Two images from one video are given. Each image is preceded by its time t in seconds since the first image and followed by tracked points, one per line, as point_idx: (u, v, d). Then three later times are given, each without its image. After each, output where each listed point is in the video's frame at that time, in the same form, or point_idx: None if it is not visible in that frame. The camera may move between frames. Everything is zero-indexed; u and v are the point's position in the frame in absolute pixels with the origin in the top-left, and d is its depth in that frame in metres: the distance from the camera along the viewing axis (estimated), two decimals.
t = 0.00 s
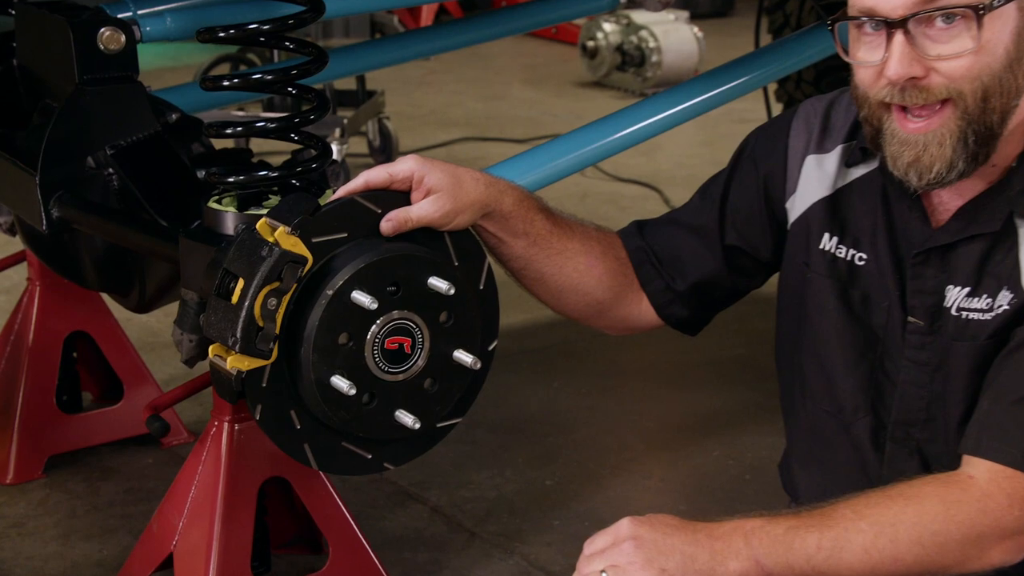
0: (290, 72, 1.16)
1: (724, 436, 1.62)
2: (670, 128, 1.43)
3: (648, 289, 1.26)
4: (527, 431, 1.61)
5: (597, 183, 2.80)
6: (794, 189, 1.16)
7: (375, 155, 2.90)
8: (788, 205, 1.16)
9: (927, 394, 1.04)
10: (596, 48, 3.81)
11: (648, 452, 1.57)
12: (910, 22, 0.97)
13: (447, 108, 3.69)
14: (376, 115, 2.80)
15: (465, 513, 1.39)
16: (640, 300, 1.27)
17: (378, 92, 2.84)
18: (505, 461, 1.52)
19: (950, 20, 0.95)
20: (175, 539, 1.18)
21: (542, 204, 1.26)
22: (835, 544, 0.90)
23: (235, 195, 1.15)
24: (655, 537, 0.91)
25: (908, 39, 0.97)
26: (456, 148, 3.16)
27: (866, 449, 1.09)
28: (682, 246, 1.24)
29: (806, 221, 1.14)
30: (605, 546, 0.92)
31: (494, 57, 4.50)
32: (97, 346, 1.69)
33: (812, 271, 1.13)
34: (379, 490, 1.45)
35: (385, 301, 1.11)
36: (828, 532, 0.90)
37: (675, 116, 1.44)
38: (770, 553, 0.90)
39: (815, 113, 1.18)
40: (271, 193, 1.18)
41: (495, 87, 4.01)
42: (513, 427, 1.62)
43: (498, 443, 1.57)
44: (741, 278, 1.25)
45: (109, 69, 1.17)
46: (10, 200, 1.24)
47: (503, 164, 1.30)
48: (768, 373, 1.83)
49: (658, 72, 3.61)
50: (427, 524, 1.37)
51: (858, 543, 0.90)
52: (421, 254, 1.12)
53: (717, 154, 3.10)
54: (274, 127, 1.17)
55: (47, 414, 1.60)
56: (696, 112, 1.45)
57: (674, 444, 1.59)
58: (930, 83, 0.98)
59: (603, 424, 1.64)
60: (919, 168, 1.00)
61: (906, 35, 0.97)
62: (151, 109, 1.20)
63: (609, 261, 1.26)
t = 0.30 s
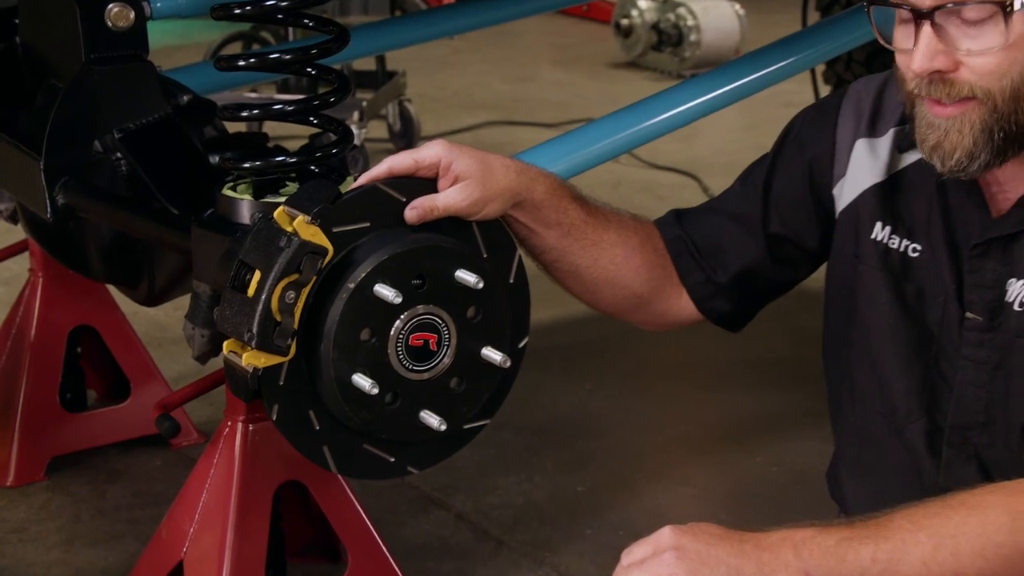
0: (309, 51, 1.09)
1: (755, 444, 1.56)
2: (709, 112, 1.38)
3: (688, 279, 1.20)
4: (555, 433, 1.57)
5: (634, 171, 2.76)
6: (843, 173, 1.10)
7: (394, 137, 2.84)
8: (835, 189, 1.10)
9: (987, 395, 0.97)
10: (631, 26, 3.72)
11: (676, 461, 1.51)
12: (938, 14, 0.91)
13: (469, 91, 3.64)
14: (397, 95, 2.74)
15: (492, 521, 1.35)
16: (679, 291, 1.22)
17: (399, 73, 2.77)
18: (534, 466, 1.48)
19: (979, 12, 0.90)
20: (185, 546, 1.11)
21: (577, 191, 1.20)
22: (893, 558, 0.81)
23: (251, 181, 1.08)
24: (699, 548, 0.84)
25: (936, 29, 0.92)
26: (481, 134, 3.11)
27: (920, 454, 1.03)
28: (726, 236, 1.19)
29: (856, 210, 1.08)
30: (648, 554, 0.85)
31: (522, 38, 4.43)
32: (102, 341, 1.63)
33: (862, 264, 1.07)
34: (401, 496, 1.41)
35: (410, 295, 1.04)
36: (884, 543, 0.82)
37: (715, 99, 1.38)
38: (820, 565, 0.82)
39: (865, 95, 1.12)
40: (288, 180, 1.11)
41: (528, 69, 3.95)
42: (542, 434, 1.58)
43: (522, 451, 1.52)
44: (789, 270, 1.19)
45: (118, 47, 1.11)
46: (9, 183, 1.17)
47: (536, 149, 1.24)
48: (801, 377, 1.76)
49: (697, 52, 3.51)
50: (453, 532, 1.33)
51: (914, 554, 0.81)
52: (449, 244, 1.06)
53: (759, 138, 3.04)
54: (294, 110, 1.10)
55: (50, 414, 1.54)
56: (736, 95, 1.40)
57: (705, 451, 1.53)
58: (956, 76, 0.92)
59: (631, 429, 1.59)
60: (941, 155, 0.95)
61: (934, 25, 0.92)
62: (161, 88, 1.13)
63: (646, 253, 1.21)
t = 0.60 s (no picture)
0: (326, 31, 1.03)
1: (787, 453, 1.51)
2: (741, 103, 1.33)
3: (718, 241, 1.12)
4: (584, 439, 1.53)
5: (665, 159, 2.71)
6: (902, 145, 1.00)
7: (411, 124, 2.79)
8: (893, 163, 1.01)
9: None
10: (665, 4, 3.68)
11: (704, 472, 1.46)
12: (969, 16, 0.80)
13: (489, 76, 3.58)
14: (416, 78, 2.69)
15: (515, 533, 1.32)
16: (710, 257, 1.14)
17: (417, 55, 2.71)
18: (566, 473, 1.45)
19: (1011, 18, 0.78)
20: (192, 555, 1.06)
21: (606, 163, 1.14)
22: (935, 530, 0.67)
23: (264, 169, 1.03)
24: (709, 491, 0.66)
25: (968, 32, 0.81)
26: (504, 119, 3.05)
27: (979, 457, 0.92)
28: (758, 187, 1.10)
29: (917, 185, 0.98)
30: (654, 523, 0.66)
31: (547, 21, 4.36)
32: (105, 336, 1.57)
33: (920, 245, 0.96)
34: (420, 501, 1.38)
35: (432, 290, 0.98)
36: (920, 516, 0.67)
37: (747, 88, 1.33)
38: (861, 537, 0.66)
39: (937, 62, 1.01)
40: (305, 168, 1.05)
41: (552, 54, 3.89)
42: (569, 440, 1.53)
43: (545, 461, 1.47)
44: (828, 238, 1.09)
45: (125, 25, 1.04)
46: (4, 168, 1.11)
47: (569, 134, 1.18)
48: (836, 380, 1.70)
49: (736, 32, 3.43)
50: (475, 542, 1.30)
51: (955, 532, 0.67)
52: (473, 236, 0.99)
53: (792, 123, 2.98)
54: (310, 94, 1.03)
55: (49, 413, 1.49)
56: (765, 85, 1.35)
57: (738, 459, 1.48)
58: (992, 82, 0.81)
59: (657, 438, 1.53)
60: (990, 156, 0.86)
61: (966, 28, 0.81)
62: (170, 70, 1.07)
63: (676, 222, 1.13)
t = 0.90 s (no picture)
0: (350, 9, 0.98)
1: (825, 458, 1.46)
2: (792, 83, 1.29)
3: (778, 223, 1.09)
4: (617, 438, 1.49)
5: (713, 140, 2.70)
6: (980, 126, 0.96)
7: (438, 108, 2.74)
8: (969, 145, 0.97)
9: None
10: None
11: (738, 478, 1.41)
12: None
13: (521, 56, 3.53)
14: (443, 60, 2.63)
15: (546, 539, 1.27)
16: (767, 237, 1.10)
17: (446, 33, 2.64)
18: (602, 475, 1.40)
19: None
20: (208, 560, 1.01)
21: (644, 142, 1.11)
22: (938, 481, 0.78)
23: (284, 153, 0.97)
24: (770, 358, 0.78)
25: None
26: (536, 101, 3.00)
27: None
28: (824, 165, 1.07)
29: (991, 171, 0.93)
30: (693, 362, 0.81)
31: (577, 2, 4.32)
32: (116, 329, 1.53)
33: (990, 235, 0.92)
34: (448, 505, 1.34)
35: (462, 282, 0.92)
36: (938, 464, 0.78)
37: (800, 69, 1.29)
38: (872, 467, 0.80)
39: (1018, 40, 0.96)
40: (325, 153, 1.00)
41: (582, 33, 3.84)
42: (602, 439, 1.49)
43: (574, 461, 1.44)
44: (896, 218, 1.05)
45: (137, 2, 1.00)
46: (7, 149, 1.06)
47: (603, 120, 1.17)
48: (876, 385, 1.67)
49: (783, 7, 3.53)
50: (505, 548, 1.26)
51: (968, 488, 0.78)
52: (506, 224, 0.94)
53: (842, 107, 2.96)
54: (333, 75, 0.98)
55: (58, 411, 1.45)
56: (820, 63, 1.31)
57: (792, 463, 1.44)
58: None
59: (689, 440, 1.49)
60: None
61: None
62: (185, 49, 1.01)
63: (725, 204, 1.10)
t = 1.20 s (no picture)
0: None
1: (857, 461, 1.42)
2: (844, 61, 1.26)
3: (827, 212, 1.07)
4: (650, 435, 1.46)
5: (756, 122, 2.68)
6: None
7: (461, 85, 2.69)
8: None
9: None
10: None
11: (767, 481, 1.38)
12: None
13: (551, 33, 3.48)
14: (469, 39, 2.59)
15: (576, 542, 1.25)
16: (816, 227, 1.08)
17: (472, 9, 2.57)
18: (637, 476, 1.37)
19: None
20: (224, 562, 0.97)
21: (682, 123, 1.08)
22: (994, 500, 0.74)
23: (305, 136, 0.92)
24: (814, 381, 0.75)
25: None
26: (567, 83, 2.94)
27: None
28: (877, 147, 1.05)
29: None
30: (732, 381, 0.78)
31: None
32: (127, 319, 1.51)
33: None
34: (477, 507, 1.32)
35: (493, 272, 0.88)
36: (988, 484, 0.74)
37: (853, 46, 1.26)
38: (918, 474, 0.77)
39: None
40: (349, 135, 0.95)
41: (615, 9, 3.79)
42: (628, 435, 1.47)
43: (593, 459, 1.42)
44: (950, 205, 1.03)
45: None
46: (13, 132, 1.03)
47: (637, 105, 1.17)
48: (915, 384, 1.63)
49: None
50: (533, 551, 1.23)
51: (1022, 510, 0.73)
52: (540, 211, 0.89)
53: (890, 88, 2.91)
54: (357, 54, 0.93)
55: (68, 405, 1.43)
56: (872, 43, 1.27)
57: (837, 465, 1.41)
58: None
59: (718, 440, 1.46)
60: None
61: None
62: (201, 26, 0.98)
63: (770, 191, 1.07)
